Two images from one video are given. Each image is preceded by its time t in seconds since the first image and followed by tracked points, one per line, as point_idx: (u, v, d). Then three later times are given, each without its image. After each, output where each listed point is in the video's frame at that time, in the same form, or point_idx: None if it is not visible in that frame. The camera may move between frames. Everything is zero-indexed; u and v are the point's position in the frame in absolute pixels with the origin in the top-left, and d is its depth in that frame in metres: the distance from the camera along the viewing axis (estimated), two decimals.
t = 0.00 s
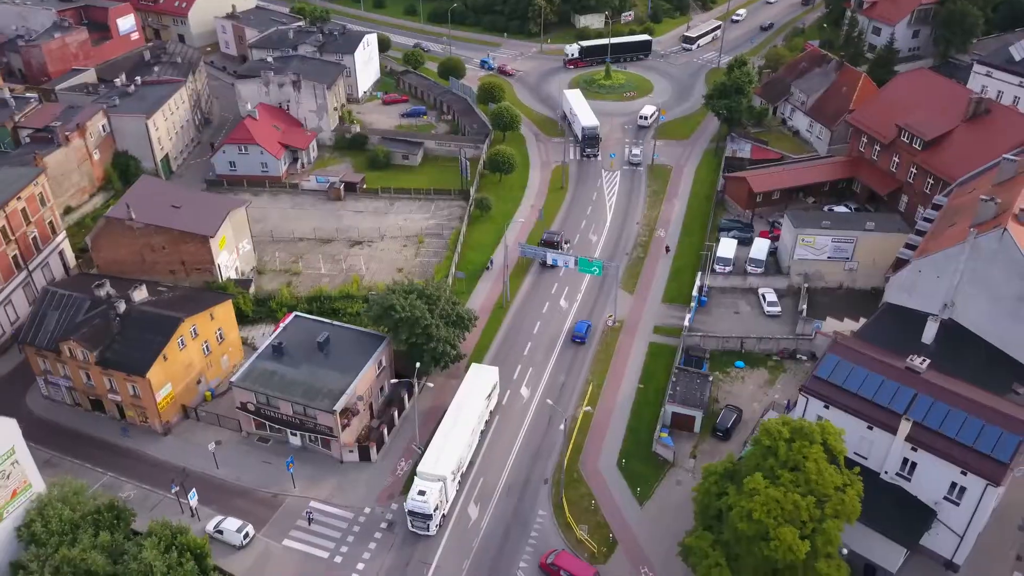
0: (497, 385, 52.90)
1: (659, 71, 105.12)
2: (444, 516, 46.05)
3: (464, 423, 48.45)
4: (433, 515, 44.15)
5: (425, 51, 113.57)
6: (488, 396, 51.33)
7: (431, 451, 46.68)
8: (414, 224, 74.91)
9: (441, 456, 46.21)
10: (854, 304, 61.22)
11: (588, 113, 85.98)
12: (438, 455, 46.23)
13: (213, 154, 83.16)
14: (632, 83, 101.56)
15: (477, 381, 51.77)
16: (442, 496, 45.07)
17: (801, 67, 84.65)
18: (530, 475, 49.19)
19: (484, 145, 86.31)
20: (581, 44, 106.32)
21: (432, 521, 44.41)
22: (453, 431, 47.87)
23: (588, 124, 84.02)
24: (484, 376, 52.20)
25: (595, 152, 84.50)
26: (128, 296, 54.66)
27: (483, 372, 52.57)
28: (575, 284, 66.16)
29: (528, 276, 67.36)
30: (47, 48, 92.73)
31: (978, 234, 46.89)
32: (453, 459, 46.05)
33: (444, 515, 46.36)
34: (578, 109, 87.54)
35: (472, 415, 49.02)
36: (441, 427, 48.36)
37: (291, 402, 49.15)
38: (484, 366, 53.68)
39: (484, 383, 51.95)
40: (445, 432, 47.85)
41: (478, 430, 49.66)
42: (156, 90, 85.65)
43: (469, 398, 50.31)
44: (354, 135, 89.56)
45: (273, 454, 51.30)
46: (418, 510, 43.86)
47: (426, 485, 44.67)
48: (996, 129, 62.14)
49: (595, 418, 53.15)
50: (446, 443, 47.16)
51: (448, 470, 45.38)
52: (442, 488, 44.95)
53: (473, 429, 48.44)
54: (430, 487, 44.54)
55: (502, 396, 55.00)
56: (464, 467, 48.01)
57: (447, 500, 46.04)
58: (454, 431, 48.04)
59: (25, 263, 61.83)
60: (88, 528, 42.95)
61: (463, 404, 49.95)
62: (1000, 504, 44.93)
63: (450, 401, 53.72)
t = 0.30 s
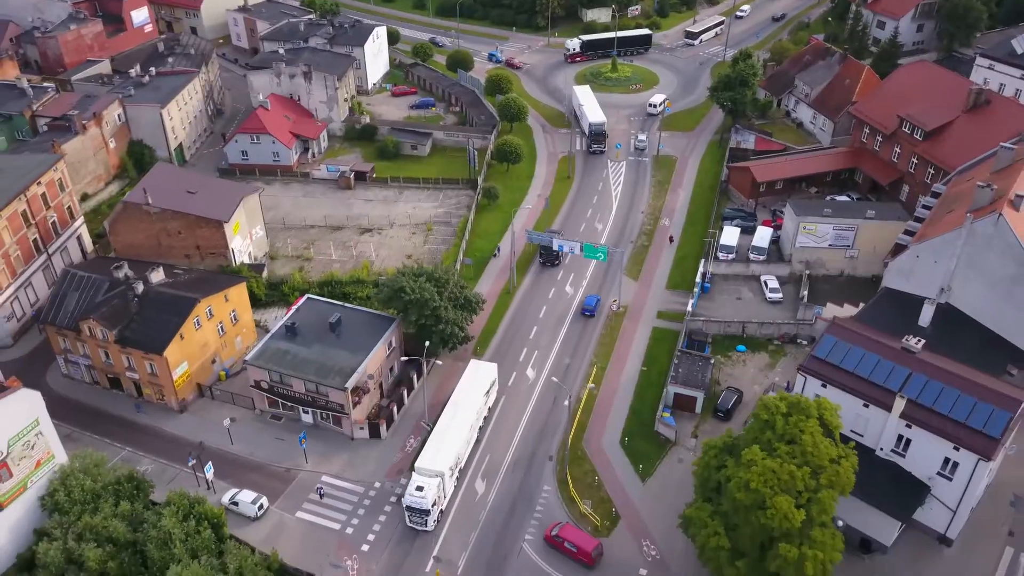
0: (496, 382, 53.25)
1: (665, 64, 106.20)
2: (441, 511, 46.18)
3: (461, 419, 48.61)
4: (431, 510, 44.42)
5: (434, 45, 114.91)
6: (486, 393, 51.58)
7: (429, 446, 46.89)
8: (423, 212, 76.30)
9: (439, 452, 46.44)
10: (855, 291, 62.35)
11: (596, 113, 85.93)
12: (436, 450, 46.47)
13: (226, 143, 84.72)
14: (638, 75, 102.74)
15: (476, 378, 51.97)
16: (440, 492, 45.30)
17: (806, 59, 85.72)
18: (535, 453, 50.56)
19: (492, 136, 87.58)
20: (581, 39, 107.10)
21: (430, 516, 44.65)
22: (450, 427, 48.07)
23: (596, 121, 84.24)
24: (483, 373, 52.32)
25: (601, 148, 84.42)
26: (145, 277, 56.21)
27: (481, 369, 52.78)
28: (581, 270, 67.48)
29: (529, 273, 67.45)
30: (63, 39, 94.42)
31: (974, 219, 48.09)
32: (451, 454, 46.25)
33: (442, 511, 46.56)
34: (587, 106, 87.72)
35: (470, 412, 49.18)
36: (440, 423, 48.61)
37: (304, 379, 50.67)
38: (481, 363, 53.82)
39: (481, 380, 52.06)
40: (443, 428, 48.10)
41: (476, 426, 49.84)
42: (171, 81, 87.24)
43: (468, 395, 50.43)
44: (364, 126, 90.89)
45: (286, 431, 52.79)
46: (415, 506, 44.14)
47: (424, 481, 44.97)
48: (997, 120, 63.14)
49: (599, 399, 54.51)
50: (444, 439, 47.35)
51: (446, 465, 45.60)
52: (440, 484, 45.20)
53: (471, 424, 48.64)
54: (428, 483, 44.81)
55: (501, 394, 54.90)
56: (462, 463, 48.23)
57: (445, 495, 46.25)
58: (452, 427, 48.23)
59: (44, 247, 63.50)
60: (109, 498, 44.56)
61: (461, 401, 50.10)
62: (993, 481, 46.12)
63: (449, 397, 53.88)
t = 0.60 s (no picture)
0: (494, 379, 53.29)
1: (672, 58, 107.33)
2: (440, 506, 46.55)
3: (460, 415, 48.88)
4: (429, 505, 44.77)
5: (443, 38, 116.31)
6: (486, 390, 51.88)
7: (427, 442, 47.21)
8: (432, 201, 77.79)
9: (437, 447, 46.85)
10: (855, 279, 63.56)
11: (603, 108, 85.36)
12: (434, 446, 46.82)
13: (239, 133, 86.34)
14: (645, 69, 103.99)
15: (476, 373, 52.24)
16: (438, 487, 45.62)
17: (810, 53, 86.81)
18: (541, 431, 52.00)
19: (500, 127, 88.85)
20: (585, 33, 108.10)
21: (428, 512, 44.97)
22: (449, 422, 48.40)
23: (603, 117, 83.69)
24: (482, 369, 52.56)
25: (607, 144, 84.55)
26: (163, 260, 57.82)
27: (481, 365, 53.09)
28: (587, 257, 68.87)
29: (527, 273, 67.00)
30: (80, 31, 96.19)
31: (971, 206, 49.19)
32: (449, 450, 46.66)
33: (440, 506, 46.80)
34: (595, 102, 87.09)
35: (469, 408, 49.44)
36: (438, 419, 48.97)
37: (317, 358, 52.20)
38: (481, 360, 54.11)
39: (480, 378, 52.26)
40: (442, 423, 48.44)
41: (474, 423, 50.11)
42: (185, 71, 88.89)
43: (468, 392, 50.72)
44: (374, 117, 92.28)
45: (299, 409, 54.36)
46: (414, 501, 44.50)
47: (422, 476, 45.34)
48: (997, 111, 64.22)
49: (603, 381, 55.84)
50: (442, 435, 47.69)
51: (443, 461, 45.90)
52: (438, 479, 45.57)
53: (469, 420, 48.90)
54: (426, 478, 45.18)
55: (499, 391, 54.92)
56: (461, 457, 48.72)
57: (443, 491, 46.53)
58: (449, 423, 48.52)
59: (63, 231, 65.24)
60: (129, 469, 46.20)
61: (460, 397, 50.32)
62: (987, 460, 47.33)
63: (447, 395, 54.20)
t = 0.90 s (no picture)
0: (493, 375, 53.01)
1: (679, 52, 108.48)
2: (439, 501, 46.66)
3: (458, 410, 48.86)
4: (427, 500, 44.90)
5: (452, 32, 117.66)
6: (485, 385, 51.88)
7: (426, 437, 47.24)
8: (441, 190, 79.25)
9: (436, 442, 46.78)
10: (857, 267, 64.73)
11: (611, 104, 85.68)
12: (433, 441, 46.79)
13: (252, 123, 87.96)
14: (652, 62, 105.24)
15: (476, 368, 52.26)
16: (437, 482, 45.75)
17: (815, 46, 87.92)
18: (547, 411, 53.41)
19: (508, 118, 90.12)
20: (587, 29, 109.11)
21: (427, 507, 45.12)
22: (448, 417, 48.43)
23: (609, 115, 84.07)
24: (482, 365, 52.54)
25: (614, 142, 84.95)
26: (180, 243, 59.43)
27: (481, 361, 53.09)
28: (593, 244, 70.23)
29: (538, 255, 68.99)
30: (96, 23, 97.93)
31: (968, 192, 50.25)
32: (448, 445, 46.61)
33: (439, 501, 46.94)
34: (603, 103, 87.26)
35: (468, 403, 49.43)
36: (437, 415, 48.87)
37: (330, 338, 53.77)
38: (480, 356, 54.12)
39: (479, 373, 52.22)
40: (441, 418, 48.53)
41: (474, 418, 50.20)
42: (199, 63, 90.51)
43: (469, 387, 50.73)
44: (385, 108, 93.58)
45: (312, 388, 55.97)
46: (413, 496, 44.66)
47: (420, 471, 45.43)
48: (998, 103, 65.26)
49: (607, 365, 57.11)
50: (442, 430, 47.68)
51: (442, 456, 45.93)
52: (436, 474, 45.64)
53: (468, 417, 48.90)
54: (424, 473, 45.28)
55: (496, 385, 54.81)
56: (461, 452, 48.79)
57: (442, 487, 46.62)
58: (448, 418, 48.51)
59: (83, 216, 67.00)
60: (149, 442, 47.88)
61: (460, 392, 50.33)
62: (982, 441, 48.60)
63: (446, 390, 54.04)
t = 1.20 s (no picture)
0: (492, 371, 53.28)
1: (686, 46, 109.62)
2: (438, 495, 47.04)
3: (458, 406, 49.17)
4: (426, 495, 45.35)
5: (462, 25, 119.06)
6: (485, 381, 52.15)
7: (426, 432, 47.62)
8: (451, 179, 80.76)
9: (435, 437, 47.09)
10: (859, 255, 65.90)
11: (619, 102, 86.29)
12: (432, 436, 47.14)
13: (266, 113, 89.64)
14: (659, 56, 106.50)
15: (476, 365, 52.55)
16: (436, 476, 46.19)
17: (821, 40, 89.01)
18: (553, 391, 54.88)
19: (517, 110, 91.42)
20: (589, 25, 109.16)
21: (426, 501, 45.59)
22: (447, 412, 48.73)
23: (616, 112, 84.56)
24: (481, 361, 52.84)
25: (620, 139, 85.00)
26: (198, 227, 61.07)
27: (481, 357, 53.36)
28: (600, 232, 71.54)
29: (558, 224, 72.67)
30: (113, 15, 99.74)
31: (967, 179, 51.35)
32: (447, 440, 46.89)
33: (438, 496, 47.38)
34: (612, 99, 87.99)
35: (468, 399, 49.79)
36: (436, 411, 49.14)
37: (344, 319, 55.37)
38: (480, 352, 54.38)
39: (480, 369, 52.53)
40: (441, 412, 48.91)
41: (473, 413, 50.57)
42: (215, 54, 92.21)
43: (469, 382, 51.03)
44: (396, 99, 95.01)
45: (325, 367, 57.60)
46: (412, 491, 45.11)
47: (419, 466, 45.83)
48: (1000, 94, 66.28)
49: (613, 347, 58.56)
50: (441, 425, 48.04)
51: (441, 451, 46.34)
52: (435, 469, 46.06)
53: (468, 412, 49.21)
54: (424, 468, 45.68)
55: (496, 381, 55.03)
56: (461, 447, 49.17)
57: (441, 481, 47.05)
58: (448, 414, 48.83)
59: (102, 201, 68.78)
60: (169, 416, 49.59)
61: (459, 388, 50.60)
62: (979, 421, 49.77)
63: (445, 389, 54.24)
